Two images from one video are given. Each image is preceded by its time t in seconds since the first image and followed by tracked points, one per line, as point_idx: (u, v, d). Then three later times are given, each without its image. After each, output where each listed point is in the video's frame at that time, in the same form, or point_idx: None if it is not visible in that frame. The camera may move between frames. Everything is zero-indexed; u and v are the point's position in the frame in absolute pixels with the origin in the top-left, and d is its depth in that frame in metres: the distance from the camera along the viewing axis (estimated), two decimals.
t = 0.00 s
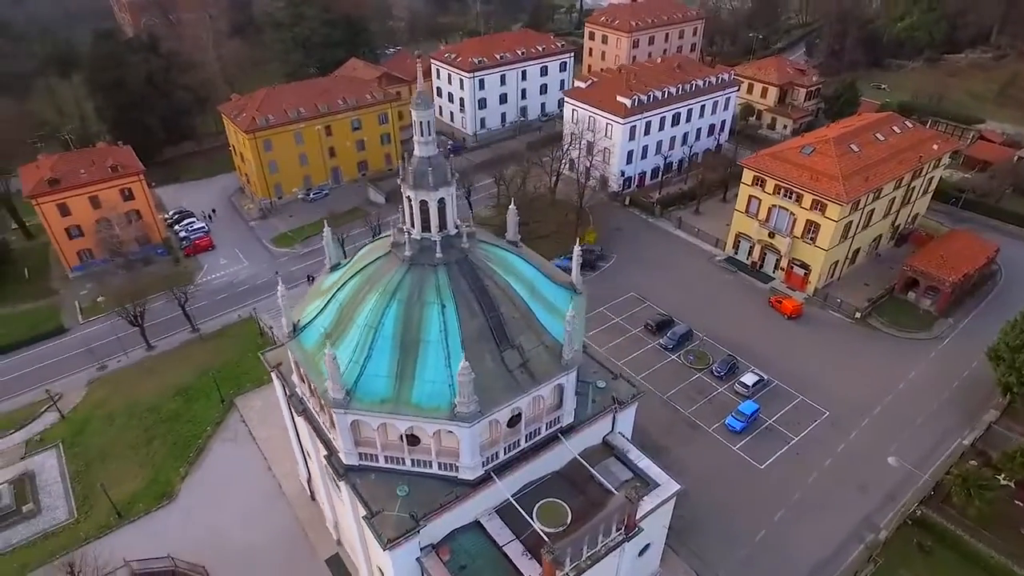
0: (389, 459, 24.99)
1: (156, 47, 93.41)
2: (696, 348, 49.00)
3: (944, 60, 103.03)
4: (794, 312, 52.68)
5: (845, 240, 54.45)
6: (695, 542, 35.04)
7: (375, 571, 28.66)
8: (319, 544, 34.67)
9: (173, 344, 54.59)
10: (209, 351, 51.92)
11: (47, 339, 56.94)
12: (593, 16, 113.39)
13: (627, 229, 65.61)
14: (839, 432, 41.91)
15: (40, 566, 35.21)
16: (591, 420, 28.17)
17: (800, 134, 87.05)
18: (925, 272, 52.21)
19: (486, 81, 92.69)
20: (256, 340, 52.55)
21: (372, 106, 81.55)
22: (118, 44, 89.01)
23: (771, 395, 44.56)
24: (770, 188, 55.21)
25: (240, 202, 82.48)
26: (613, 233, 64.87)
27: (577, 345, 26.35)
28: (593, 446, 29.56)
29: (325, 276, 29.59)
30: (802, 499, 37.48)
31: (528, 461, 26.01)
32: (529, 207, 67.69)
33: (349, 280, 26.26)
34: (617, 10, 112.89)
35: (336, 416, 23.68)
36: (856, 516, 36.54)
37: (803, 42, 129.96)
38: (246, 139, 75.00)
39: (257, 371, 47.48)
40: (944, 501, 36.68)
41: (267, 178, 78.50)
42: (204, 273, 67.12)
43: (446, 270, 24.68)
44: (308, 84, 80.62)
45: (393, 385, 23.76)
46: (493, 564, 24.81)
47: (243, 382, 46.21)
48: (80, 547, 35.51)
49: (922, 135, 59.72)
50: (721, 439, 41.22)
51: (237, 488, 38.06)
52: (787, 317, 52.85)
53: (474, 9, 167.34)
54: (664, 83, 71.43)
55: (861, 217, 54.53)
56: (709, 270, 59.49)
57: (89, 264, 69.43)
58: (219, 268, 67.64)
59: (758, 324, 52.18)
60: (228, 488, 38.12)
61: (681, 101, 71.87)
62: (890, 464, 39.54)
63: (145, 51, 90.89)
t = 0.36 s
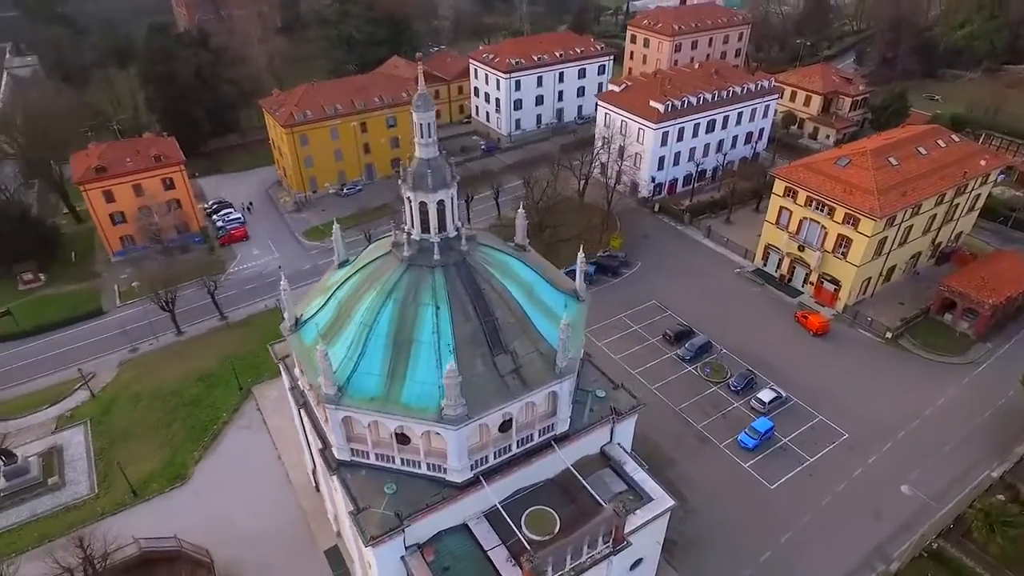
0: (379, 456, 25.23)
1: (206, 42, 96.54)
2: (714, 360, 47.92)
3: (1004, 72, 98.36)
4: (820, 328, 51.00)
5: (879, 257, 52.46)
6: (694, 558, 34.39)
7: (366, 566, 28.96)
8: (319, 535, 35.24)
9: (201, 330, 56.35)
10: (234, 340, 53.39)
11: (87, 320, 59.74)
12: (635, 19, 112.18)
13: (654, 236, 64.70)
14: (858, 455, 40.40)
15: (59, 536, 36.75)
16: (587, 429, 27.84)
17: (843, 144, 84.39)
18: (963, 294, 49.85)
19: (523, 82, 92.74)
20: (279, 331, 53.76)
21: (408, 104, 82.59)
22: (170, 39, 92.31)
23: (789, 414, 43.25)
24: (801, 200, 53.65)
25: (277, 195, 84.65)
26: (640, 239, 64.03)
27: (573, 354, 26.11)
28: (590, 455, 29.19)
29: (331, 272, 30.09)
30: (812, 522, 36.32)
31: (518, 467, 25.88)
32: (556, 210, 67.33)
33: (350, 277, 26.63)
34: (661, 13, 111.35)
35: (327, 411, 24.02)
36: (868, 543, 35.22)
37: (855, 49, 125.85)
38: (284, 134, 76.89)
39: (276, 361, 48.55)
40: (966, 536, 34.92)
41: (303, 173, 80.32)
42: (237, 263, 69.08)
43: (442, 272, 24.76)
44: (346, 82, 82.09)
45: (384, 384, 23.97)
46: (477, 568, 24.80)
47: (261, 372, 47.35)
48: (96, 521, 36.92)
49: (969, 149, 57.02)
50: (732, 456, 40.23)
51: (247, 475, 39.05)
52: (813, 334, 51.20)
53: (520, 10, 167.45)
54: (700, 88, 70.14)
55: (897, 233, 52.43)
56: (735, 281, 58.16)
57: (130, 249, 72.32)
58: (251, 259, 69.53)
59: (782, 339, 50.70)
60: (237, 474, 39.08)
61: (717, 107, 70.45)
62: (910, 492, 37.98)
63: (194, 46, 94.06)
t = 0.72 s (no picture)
0: (369, 452, 25.45)
1: (254, 37, 99.30)
2: (732, 374, 46.69)
3: None
4: (848, 347, 49.12)
5: (915, 275, 50.24)
6: None
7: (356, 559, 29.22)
8: (320, 526, 35.65)
9: (229, 318, 57.96)
10: (258, 328, 54.74)
11: (124, 302, 62.24)
12: (680, 22, 110.54)
13: (682, 243, 63.55)
14: (876, 481, 38.79)
15: (78, 508, 38.22)
16: (581, 438, 27.45)
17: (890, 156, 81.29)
18: (1004, 318, 47.33)
19: (560, 83, 92.37)
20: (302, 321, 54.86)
21: (444, 103, 83.32)
22: (219, 34, 95.36)
23: (806, 433, 41.82)
24: (834, 213, 51.86)
25: (313, 188, 86.52)
26: (667, 246, 62.93)
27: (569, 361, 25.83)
28: (585, 464, 28.81)
29: (339, 267, 30.57)
30: (820, 547, 34.99)
31: (507, 471, 25.73)
32: (584, 213, 66.78)
33: (351, 273, 26.96)
34: (707, 17, 109.30)
35: (319, 404, 24.35)
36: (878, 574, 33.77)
37: (912, 57, 120.98)
38: (321, 129, 78.46)
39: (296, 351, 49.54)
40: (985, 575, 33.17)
41: (338, 167, 81.83)
42: (269, 253, 70.79)
43: (439, 272, 24.82)
44: (385, 79, 83.24)
45: (375, 381, 24.16)
46: (459, 570, 24.77)
47: (281, 361, 48.40)
48: (113, 495, 38.31)
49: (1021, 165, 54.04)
50: (742, 473, 39.13)
51: (257, 461, 39.92)
52: (840, 352, 49.35)
53: (567, 10, 166.89)
54: (738, 94, 68.53)
55: (936, 251, 50.11)
56: (763, 293, 56.56)
57: (170, 236, 74.92)
58: (283, 250, 71.22)
59: (806, 355, 48.97)
60: (248, 460, 39.91)
61: (755, 114, 68.67)
62: (929, 524, 36.25)
63: (242, 41, 96.92)
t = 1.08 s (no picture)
0: (364, 444, 25.72)
1: (305, 32, 101.72)
2: (755, 389, 45.26)
3: None
4: (881, 368, 46.97)
5: (958, 295, 47.66)
6: None
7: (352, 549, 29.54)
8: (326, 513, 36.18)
9: (261, 304, 59.60)
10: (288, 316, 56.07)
11: (165, 285, 64.68)
12: (731, 26, 108.12)
13: (715, 252, 62.05)
14: (898, 510, 37.01)
15: (103, 479, 39.99)
16: (578, 444, 27.07)
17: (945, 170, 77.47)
18: None
19: (603, 85, 91.46)
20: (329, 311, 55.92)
21: (484, 101, 83.71)
22: (271, 28, 98.07)
23: (828, 455, 40.24)
24: (874, 227, 49.71)
25: (353, 181, 88.21)
26: (699, 254, 61.51)
27: (567, 365, 25.48)
28: (582, 471, 28.39)
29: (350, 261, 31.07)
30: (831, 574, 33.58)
31: (497, 474, 25.58)
32: (615, 218, 65.92)
33: (357, 267, 27.34)
34: (759, 21, 106.39)
35: (315, 394, 24.73)
36: None
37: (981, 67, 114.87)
38: (362, 123, 79.79)
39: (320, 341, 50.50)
40: None
41: (377, 162, 83.15)
42: (305, 243, 72.58)
43: (439, 270, 24.92)
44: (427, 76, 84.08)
45: (370, 375, 24.37)
46: (445, 568, 24.79)
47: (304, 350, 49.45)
48: (136, 470, 39.90)
49: None
50: (755, 491, 37.90)
51: (272, 445, 40.85)
52: (872, 372, 47.24)
53: (620, 11, 165.03)
54: (782, 101, 66.45)
55: (983, 272, 47.38)
56: (795, 307, 54.67)
57: (213, 222, 77.53)
58: (318, 241, 72.84)
59: (836, 374, 47.08)
60: (263, 445, 40.90)
61: (800, 122, 66.40)
62: (951, 560, 34.36)
63: (293, 35, 99.49)
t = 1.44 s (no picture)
0: (352, 438, 25.89)
1: (345, 29, 103.32)
2: (770, 403, 43.97)
3: None
4: (905, 387, 45.03)
5: (993, 315, 45.36)
6: None
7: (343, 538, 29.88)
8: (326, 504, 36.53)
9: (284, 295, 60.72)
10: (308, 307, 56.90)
11: (195, 273, 66.52)
12: (774, 30, 105.56)
13: (740, 260, 60.58)
14: (911, 537, 35.41)
15: (119, 457, 41.29)
16: (567, 450, 26.67)
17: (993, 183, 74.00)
18: None
19: (637, 87, 90.37)
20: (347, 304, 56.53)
21: (515, 101, 83.67)
22: (311, 24, 99.93)
23: (841, 475, 38.79)
24: (905, 241, 47.72)
25: (383, 177, 89.30)
26: (724, 262, 60.09)
27: (557, 370, 25.11)
28: (573, 477, 27.94)
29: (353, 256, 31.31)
30: None
31: (482, 475, 25.38)
32: (640, 222, 64.87)
33: (355, 262, 27.55)
34: (804, 25, 103.61)
35: (306, 386, 25.00)
36: None
37: None
38: (392, 120, 80.62)
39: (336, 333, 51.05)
40: None
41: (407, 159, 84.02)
42: (332, 236, 73.94)
43: (432, 268, 24.89)
44: (459, 74, 84.45)
45: (359, 370, 24.50)
46: (425, 567, 24.73)
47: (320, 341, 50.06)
48: (149, 451, 41.03)
49: None
50: (761, 509, 36.76)
51: (280, 433, 41.55)
52: (896, 391, 45.32)
53: (663, 13, 163.07)
54: (818, 108, 64.44)
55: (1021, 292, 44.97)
56: (820, 320, 52.94)
57: (245, 213, 79.42)
58: (344, 235, 73.97)
59: (857, 392, 45.34)
60: (272, 433, 41.64)
61: (836, 131, 64.26)
62: None
63: (333, 32, 101.25)
